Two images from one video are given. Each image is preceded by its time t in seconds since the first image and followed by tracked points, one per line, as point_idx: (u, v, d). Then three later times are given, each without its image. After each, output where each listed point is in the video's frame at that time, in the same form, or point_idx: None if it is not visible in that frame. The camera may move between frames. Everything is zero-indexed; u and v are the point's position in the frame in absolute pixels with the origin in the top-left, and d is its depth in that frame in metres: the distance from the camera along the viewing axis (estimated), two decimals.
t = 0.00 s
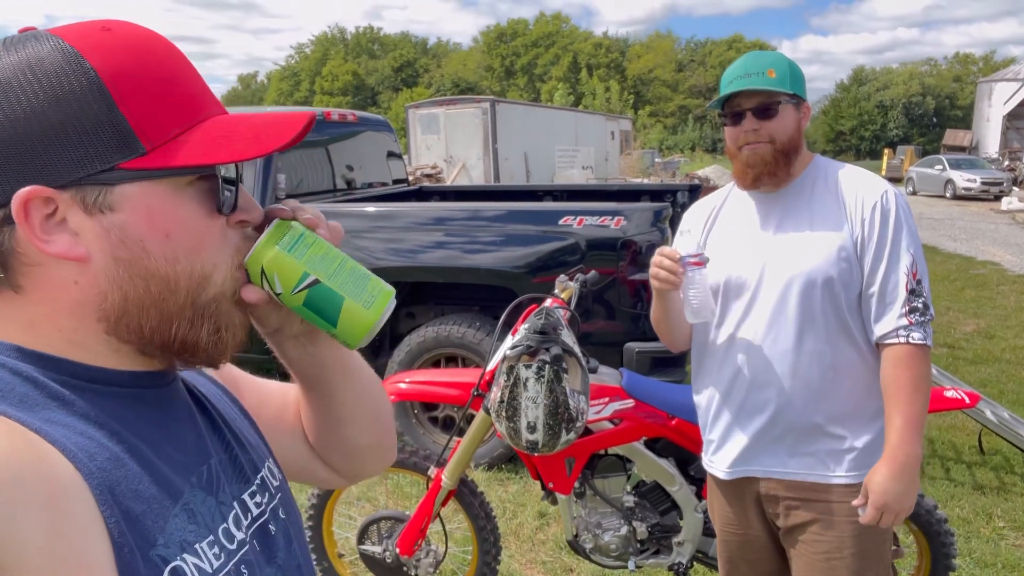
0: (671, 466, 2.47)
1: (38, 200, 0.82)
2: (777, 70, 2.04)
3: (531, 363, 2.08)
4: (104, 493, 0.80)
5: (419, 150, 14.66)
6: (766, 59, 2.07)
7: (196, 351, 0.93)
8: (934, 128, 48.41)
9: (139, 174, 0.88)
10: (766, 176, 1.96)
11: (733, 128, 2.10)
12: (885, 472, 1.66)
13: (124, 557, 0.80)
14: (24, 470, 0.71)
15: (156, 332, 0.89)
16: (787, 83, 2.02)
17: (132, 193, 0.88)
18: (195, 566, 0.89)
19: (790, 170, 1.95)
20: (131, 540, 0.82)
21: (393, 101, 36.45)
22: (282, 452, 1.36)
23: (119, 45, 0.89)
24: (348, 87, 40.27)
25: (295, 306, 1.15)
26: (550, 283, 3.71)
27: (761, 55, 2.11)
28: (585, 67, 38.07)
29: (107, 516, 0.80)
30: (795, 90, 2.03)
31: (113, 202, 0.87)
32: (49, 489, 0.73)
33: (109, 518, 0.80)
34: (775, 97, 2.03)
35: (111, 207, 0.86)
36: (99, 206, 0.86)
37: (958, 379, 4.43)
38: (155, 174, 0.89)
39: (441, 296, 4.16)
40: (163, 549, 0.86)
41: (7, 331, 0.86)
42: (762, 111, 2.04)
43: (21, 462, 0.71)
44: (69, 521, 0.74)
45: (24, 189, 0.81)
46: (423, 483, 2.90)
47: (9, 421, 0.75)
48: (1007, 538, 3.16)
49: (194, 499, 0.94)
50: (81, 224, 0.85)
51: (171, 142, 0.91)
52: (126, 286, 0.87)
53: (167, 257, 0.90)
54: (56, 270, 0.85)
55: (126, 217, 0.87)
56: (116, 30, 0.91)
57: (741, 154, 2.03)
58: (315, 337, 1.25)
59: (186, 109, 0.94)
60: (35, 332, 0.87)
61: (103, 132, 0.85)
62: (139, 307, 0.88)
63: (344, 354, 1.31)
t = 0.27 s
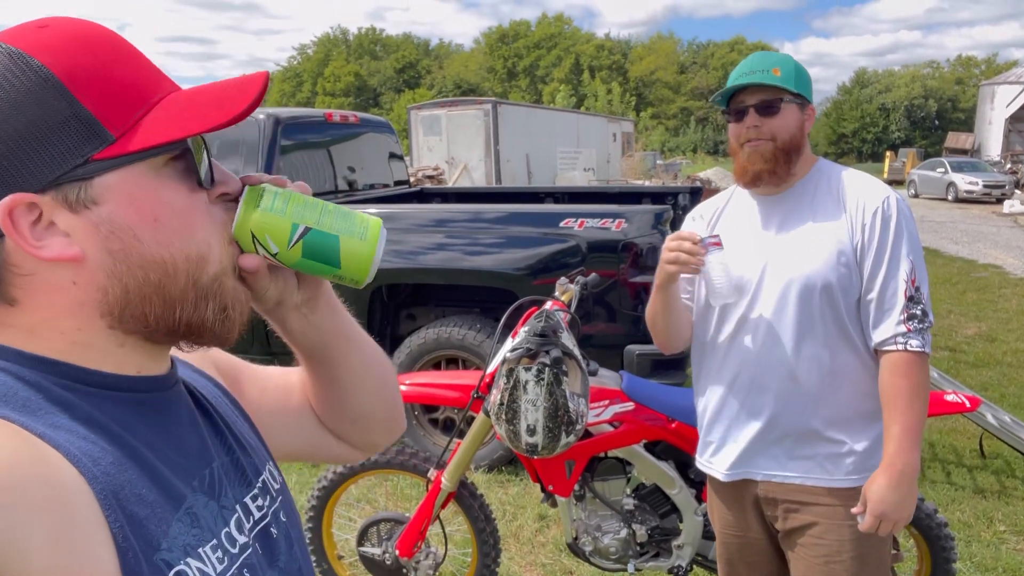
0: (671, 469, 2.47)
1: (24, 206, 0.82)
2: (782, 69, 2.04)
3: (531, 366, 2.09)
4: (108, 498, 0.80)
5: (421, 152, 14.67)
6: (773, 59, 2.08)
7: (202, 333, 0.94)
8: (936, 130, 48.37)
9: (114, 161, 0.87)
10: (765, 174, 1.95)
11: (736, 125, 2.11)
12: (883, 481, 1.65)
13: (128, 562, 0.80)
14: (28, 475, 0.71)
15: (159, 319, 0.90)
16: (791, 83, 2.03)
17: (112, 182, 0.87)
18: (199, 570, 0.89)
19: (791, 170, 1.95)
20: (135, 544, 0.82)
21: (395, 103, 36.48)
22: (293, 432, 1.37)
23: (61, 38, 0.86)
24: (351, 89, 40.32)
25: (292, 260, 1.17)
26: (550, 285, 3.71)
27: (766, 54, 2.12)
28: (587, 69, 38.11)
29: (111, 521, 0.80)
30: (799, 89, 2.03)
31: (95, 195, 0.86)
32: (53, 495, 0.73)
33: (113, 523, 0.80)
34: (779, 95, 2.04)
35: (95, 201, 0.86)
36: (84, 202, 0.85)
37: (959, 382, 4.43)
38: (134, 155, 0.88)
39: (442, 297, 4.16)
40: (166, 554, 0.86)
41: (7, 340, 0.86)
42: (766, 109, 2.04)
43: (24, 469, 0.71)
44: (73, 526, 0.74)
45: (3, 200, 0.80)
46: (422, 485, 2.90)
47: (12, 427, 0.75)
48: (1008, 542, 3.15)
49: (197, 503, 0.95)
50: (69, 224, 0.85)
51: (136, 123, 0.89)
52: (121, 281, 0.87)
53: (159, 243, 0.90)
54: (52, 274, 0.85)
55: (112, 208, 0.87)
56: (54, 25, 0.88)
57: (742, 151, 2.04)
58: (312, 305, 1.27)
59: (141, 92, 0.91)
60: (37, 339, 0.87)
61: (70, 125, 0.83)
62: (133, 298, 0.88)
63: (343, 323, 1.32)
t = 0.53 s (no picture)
0: (670, 471, 2.47)
1: (17, 209, 0.81)
2: (789, 70, 2.05)
3: (531, 367, 2.09)
4: (115, 498, 0.81)
5: (420, 153, 14.68)
6: (779, 61, 2.08)
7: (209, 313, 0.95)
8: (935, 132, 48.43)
9: (99, 153, 0.87)
10: (770, 176, 1.94)
11: (741, 126, 2.11)
12: (888, 486, 1.66)
13: (135, 562, 0.80)
14: (34, 476, 0.71)
15: (167, 305, 0.91)
16: (798, 85, 2.04)
17: (100, 175, 0.87)
18: (205, 570, 0.90)
19: (795, 171, 1.95)
20: (142, 544, 0.82)
21: (394, 104, 36.50)
22: (306, 412, 1.37)
23: (27, 38, 0.84)
24: (350, 90, 40.34)
25: (288, 230, 1.17)
26: (550, 287, 3.71)
27: (772, 55, 2.13)
28: (586, 70, 38.15)
29: (118, 521, 0.80)
30: (805, 91, 2.05)
31: (86, 190, 0.86)
32: (59, 496, 0.73)
33: (120, 523, 0.80)
34: (785, 96, 2.05)
35: (87, 194, 0.86)
36: (75, 197, 0.85)
37: (958, 384, 4.44)
38: (118, 145, 0.88)
39: (441, 298, 4.16)
40: (173, 554, 0.86)
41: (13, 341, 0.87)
42: (772, 110, 2.05)
43: (31, 470, 0.72)
44: (80, 526, 0.74)
45: None
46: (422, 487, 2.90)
47: (17, 428, 0.75)
48: (1007, 544, 3.16)
49: (202, 503, 0.95)
50: (65, 222, 0.85)
51: (116, 112, 0.88)
52: (123, 273, 0.88)
53: (156, 229, 0.90)
54: (52, 275, 0.86)
55: (105, 200, 0.87)
56: (17, 26, 0.85)
57: (747, 151, 2.04)
58: (313, 279, 1.28)
59: (116, 82, 0.89)
60: (44, 339, 0.88)
61: (49, 125, 0.82)
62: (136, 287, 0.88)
63: (345, 294, 1.33)
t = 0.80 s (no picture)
0: (669, 472, 2.47)
1: (25, 210, 0.81)
2: (787, 71, 2.06)
3: (531, 368, 2.09)
4: (114, 499, 0.80)
5: (418, 154, 14.68)
6: (777, 62, 2.08)
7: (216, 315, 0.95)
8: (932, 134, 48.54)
9: (108, 153, 0.87)
10: (768, 177, 1.94)
11: (739, 127, 2.11)
12: (889, 490, 1.66)
13: (134, 564, 0.79)
14: (33, 477, 0.71)
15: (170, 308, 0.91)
16: (796, 86, 2.04)
17: (108, 176, 0.87)
18: (205, 571, 0.89)
19: (793, 172, 1.95)
20: (141, 545, 0.81)
21: (392, 105, 36.49)
22: (306, 413, 1.37)
23: (35, 38, 0.84)
24: (348, 91, 40.33)
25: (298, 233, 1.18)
26: (548, 288, 3.71)
27: (770, 56, 2.13)
28: (584, 71, 38.17)
29: (117, 521, 0.79)
30: (804, 93, 2.05)
31: (95, 191, 0.86)
32: (58, 497, 0.72)
33: (119, 524, 0.79)
34: (783, 97, 2.05)
35: (94, 196, 0.86)
36: (85, 200, 0.85)
37: (955, 385, 4.44)
38: (126, 146, 0.88)
39: (439, 299, 4.16)
40: (173, 554, 0.86)
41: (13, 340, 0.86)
42: (770, 112, 2.05)
43: (29, 471, 0.71)
44: (78, 528, 0.74)
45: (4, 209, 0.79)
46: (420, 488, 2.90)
47: (15, 429, 0.75)
48: (1004, 545, 3.16)
49: (202, 503, 0.94)
50: (73, 223, 0.85)
51: (124, 111, 0.88)
52: (129, 274, 0.88)
53: (164, 231, 0.90)
54: (59, 277, 0.86)
55: (113, 201, 0.87)
56: (25, 26, 0.85)
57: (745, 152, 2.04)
58: (318, 280, 1.29)
59: (123, 81, 0.89)
60: (47, 340, 0.87)
61: (56, 124, 0.82)
62: (142, 288, 0.88)
63: (349, 296, 1.34)
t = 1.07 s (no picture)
0: (666, 470, 2.47)
1: (53, 201, 0.82)
2: (781, 70, 2.06)
3: (528, 366, 2.08)
4: (105, 493, 0.80)
5: (414, 154, 14.66)
6: (770, 61, 2.09)
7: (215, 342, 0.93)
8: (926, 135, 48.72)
9: (150, 168, 0.87)
10: (763, 174, 1.95)
11: (735, 126, 2.11)
12: (879, 484, 1.66)
13: (124, 558, 0.79)
14: (21, 472, 0.70)
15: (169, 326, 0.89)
16: (789, 85, 2.04)
17: (143, 190, 0.87)
18: (197, 565, 0.89)
19: (788, 170, 1.95)
20: (132, 539, 0.81)
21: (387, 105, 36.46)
22: (292, 446, 1.36)
23: (122, 42, 0.88)
24: (343, 91, 40.29)
25: (320, 284, 1.16)
26: (544, 288, 3.71)
27: (764, 56, 2.13)
28: (579, 72, 38.21)
29: (107, 515, 0.79)
30: (798, 91, 2.05)
31: (127, 200, 0.86)
32: (47, 490, 0.72)
33: (110, 517, 0.79)
34: (778, 96, 2.05)
35: (126, 203, 0.86)
36: (114, 205, 0.85)
37: (950, 385, 4.46)
38: (169, 164, 0.89)
39: (436, 299, 4.15)
40: (164, 548, 0.85)
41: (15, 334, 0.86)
42: (764, 111, 2.05)
43: (18, 464, 0.71)
44: (67, 521, 0.73)
45: (36, 194, 0.81)
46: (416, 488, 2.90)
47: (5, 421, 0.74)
48: (1000, 544, 3.17)
49: (194, 498, 0.94)
50: (99, 224, 0.85)
51: (178, 130, 0.90)
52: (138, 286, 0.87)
53: (184, 252, 0.89)
54: (71, 272, 0.85)
55: (140, 214, 0.87)
56: (118, 28, 0.90)
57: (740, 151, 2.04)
58: (332, 323, 1.27)
59: (186, 102, 0.92)
60: (49, 332, 0.87)
61: (108, 128, 0.84)
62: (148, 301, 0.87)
63: (360, 341, 1.32)
